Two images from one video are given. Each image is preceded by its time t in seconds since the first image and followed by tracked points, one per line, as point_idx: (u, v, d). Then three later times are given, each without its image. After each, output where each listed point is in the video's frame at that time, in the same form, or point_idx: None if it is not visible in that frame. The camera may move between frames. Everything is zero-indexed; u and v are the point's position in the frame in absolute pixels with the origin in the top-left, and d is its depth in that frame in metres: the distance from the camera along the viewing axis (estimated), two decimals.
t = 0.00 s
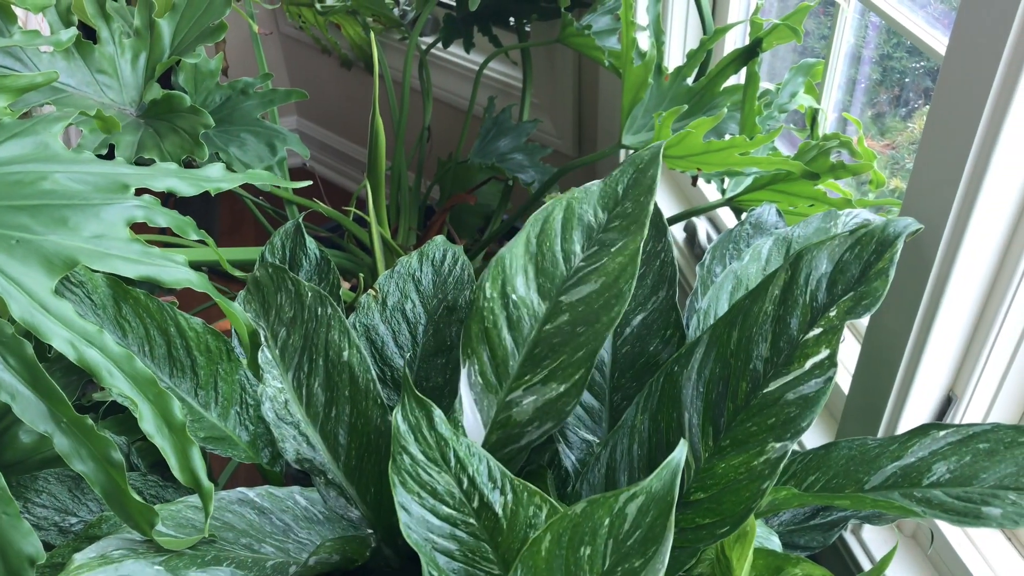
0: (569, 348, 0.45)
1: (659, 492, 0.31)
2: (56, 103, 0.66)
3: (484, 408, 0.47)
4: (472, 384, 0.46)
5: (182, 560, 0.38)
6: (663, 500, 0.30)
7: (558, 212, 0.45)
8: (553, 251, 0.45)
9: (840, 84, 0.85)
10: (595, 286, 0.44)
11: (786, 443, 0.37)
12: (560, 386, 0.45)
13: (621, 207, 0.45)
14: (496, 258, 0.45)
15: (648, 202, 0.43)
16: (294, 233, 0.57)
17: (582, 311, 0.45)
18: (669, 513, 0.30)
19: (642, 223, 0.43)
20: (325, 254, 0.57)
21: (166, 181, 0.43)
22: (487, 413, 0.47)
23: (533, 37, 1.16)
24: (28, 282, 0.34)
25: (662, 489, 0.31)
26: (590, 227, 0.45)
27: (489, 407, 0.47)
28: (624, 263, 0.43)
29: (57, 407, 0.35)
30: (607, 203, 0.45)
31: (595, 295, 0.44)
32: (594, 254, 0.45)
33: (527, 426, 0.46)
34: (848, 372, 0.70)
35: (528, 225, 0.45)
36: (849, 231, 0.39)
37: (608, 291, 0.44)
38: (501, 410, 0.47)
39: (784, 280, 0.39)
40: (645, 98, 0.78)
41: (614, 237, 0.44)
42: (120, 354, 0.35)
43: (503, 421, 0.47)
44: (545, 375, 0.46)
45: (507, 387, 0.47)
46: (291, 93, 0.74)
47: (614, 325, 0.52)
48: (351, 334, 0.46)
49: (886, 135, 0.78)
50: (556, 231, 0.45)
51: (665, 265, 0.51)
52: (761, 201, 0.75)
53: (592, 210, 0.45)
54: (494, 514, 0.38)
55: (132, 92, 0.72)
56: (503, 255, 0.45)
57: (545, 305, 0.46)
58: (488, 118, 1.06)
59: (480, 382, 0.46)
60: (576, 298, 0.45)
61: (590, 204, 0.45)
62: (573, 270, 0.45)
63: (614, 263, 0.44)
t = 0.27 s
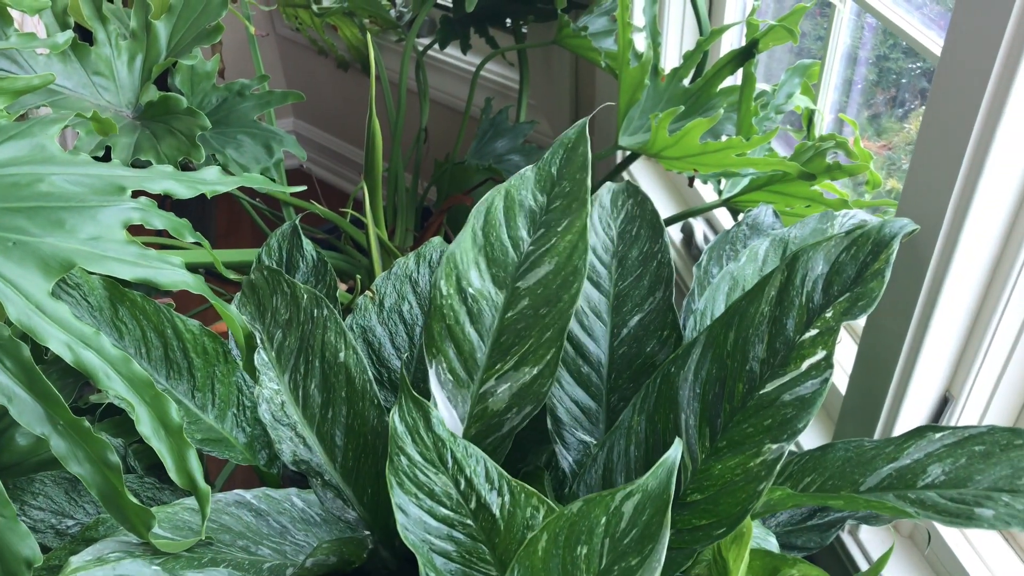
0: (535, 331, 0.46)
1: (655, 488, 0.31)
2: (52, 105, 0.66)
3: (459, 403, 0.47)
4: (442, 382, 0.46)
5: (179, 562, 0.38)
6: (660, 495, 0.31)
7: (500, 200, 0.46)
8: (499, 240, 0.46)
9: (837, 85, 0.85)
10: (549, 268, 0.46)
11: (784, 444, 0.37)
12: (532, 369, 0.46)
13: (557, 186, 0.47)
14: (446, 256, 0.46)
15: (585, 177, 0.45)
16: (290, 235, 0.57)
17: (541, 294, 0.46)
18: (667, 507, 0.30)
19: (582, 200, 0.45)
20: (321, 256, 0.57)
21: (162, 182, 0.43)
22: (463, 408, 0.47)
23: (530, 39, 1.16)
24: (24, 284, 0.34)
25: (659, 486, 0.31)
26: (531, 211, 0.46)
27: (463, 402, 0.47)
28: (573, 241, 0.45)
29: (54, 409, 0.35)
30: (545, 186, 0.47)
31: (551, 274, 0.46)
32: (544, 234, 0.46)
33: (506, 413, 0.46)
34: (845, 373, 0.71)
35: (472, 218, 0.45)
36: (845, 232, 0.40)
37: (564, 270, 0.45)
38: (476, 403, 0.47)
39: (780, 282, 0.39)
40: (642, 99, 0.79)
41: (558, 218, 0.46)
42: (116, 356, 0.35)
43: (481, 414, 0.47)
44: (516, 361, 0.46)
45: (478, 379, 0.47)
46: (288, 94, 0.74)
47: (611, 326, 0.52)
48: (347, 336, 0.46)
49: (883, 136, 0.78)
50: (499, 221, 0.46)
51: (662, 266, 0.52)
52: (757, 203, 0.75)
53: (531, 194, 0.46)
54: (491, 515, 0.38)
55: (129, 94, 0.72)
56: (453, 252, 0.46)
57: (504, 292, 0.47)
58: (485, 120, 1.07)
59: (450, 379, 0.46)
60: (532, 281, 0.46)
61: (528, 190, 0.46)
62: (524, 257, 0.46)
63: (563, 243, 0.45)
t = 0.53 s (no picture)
0: (546, 336, 0.46)
1: (645, 479, 0.31)
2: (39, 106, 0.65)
3: (464, 402, 0.47)
4: (451, 379, 0.46)
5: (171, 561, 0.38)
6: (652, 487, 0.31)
7: (526, 202, 0.45)
8: (522, 242, 0.46)
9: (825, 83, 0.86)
10: (567, 275, 0.45)
11: (774, 435, 0.37)
12: (538, 374, 0.46)
13: (587, 195, 0.46)
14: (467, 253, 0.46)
15: (614, 188, 0.44)
16: (280, 234, 0.57)
17: (557, 300, 0.46)
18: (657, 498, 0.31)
19: (609, 209, 0.45)
20: (311, 256, 0.57)
21: (151, 181, 0.43)
22: (468, 406, 0.47)
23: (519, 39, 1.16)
24: (12, 283, 0.34)
25: (649, 478, 0.31)
26: (557, 217, 0.46)
27: (469, 401, 0.47)
28: (594, 249, 0.45)
29: (43, 409, 0.34)
30: (573, 193, 0.46)
31: (568, 282, 0.45)
32: (564, 241, 0.46)
33: (508, 416, 0.47)
34: (835, 367, 0.71)
35: (496, 218, 0.45)
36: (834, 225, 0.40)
37: (581, 278, 0.45)
38: (481, 402, 0.47)
39: (769, 275, 0.39)
40: (631, 97, 0.79)
41: (583, 225, 0.45)
42: (106, 355, 0.35)
43: (484, 414, 0.47)
44: (524, 364, 0.46)
45: (485, 379, 0.47)
46: (277, 95, 0.74)
47: (601, 322, 0.53)
48: (338, 334, 0.46)
49: (871, 134, 0.79)
50: (524, 223, 0.46)
51: (651, 262, 0.52)
52: (746, 199, 0.75)
53: (559, 200, 0.46)
54: (483, 510, 0.38)
55: (117, 95, 0.72)
56: (475, 250, 0.46)
57: (519, 295, 0.47)
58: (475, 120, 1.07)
59: (458, 376, 0.47)
60: (549, 286, 0.46)
61: (557, 194, 0.46)
62: (543, 262, 0.46)
63: (585, 250, 0.45)
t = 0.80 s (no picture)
0: (524, 335, 0.46)
1: (636, 484, 0.31)
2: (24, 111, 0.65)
3: (445, 407, 0.47)
4: (430, 385, 0.46)
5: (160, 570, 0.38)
6: (642, 492, 0.31)
7: (492, 203, 0.46)
8: (491, 244, 0.46)
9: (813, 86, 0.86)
10: (539, 273, 0.46)
11: (765, 440, 0.37)
12: (519, 374, 0.46)
13: (551, 191, 0.46)
14: (436, 257, 0.46)
15: (577, 182, 0.45)
16: (269, 240, 0.56)
17: (530, 298, 0.46)
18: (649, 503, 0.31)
19: (575, 204, 0.45)
20: (300, 261, 0.57)
21: (139, 188, 0.42)
22: (451, 411, 0.47)
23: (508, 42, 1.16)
24: None
25: (641, 482, 0.31)
26: (523, 215, 0.46)
27: (450, 405, 0.47)
28: (563, 245, 0.45)
29: (30, 419, 0.34)
30: (537, 189, 0.46)
31: (540, 280, 0.46)
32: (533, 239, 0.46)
33: (493, 418, 0.46)
34: (824, 369, 0.72)
35: (463, 220, 0.46)
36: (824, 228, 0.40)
37: (553, 275, 0.45)
38: (463, 405, 0.47)
39: (760, 280, 0.40)
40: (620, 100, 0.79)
41: (551, 221, 0.46)
42: (94, 363, 0.35)
43: (471, 418, 0.47)
44: (502, 365, 0.46)
45: (465, 382, 0.47)
46: (265, 99, 0.74)
47: (592, 326, 0.53)
48: (329, 340, 0.46)
49: (859, 136, 0.79)
50: (490, 223, 0.46)
51: (641, 266, 0.52)
52: (735, 202, 0.76)
53: (524, 197, 0.46)
54: (475, 516, 0.38)
55: (104, 100, 0.71)
56: (444, 254, 0.46)
57: (493, 295, 0.47)
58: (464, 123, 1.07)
59: (438, 382, 0.47)
60: (522, 285, 0.46)
61: (520, 192, 0.46)
62: (514, 261, 0.46)
63: (554, 247, 0.45)
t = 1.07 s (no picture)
0: (524, 339, 0.46)
1: (627, 482, 0.31)
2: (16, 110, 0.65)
3: (444, 407, 0.47)
4: (429, 384, 0.47)
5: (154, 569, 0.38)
6: (634, 490, 0.31)
7: (499, 206, 0.46)
8: (496, 246, 0.47)
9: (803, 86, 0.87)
10: (541, 276, 0.46)
11: (755, 439, 0.38)
12: (517, 377, 0.46)
13: (558, 196, 0.47)
14: (441, 258, 0.46)
15: (585, 189, 0.45)
16: (262, 240, 0.57)
17: (531, 302, 0.46)
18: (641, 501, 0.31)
19: (581, 210, 0.45)
20: (294, 261, 0.57)
21: (132, 188, 0.42)
22: (446, 411, 0.47)
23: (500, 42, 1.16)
24: None
25: (632, 480, 0.31)
26: (530, 219, 0.47)
27: (447, 405, 0.47)
28: (568, 251, 0.45)
29: (23, 418, 0.34)
30: (545, 195, 0.47)
31: (544, 285, 0.46)
32: (537, 243, 0.47)
33: (488, 419, 0.47)
34: (815, 368, 0.72)
35: (471, 222, 0.46)
36: (814, 229, 0.41)
37: (555, 279, 0.45)
38: (460, 406, 0.47)
39: (750, 279, 0.40)
40: (612, 101, 0.80)
41: (556, 227, 0.46)
42: (88, 363, 0.35)
43: (463, 417, 0.47)
44: (501, 368, 0.47)
45: (464, 383, 0.47)
46: (257, 99, 0.74)
47: (584, 326, 0.53)
48: (322, 339, 0.46)
49: (849, 136, 0.80)
50: (497, 226, 0.46)
51: (633, 266, 0.53)
52: (726, 203, 0.76)
53: (531, 202, 0.47)
54: (468, 515, 0.38)
55: (96, 99, 0.71)
56: (449, 255, 0.46)
57: (492, 297, 0.47)
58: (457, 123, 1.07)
59: (435, 381, 0.47)
60: (523, 289, 0.47)
61: (528, 197, 0.47)
62: (518, 264, 0.47)
63: (556, 251, 0.45)
